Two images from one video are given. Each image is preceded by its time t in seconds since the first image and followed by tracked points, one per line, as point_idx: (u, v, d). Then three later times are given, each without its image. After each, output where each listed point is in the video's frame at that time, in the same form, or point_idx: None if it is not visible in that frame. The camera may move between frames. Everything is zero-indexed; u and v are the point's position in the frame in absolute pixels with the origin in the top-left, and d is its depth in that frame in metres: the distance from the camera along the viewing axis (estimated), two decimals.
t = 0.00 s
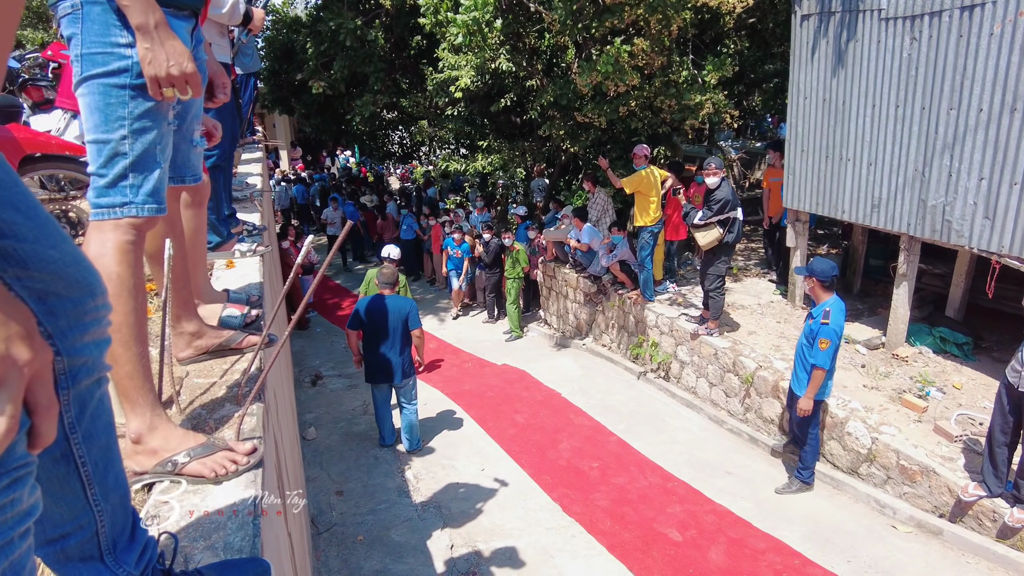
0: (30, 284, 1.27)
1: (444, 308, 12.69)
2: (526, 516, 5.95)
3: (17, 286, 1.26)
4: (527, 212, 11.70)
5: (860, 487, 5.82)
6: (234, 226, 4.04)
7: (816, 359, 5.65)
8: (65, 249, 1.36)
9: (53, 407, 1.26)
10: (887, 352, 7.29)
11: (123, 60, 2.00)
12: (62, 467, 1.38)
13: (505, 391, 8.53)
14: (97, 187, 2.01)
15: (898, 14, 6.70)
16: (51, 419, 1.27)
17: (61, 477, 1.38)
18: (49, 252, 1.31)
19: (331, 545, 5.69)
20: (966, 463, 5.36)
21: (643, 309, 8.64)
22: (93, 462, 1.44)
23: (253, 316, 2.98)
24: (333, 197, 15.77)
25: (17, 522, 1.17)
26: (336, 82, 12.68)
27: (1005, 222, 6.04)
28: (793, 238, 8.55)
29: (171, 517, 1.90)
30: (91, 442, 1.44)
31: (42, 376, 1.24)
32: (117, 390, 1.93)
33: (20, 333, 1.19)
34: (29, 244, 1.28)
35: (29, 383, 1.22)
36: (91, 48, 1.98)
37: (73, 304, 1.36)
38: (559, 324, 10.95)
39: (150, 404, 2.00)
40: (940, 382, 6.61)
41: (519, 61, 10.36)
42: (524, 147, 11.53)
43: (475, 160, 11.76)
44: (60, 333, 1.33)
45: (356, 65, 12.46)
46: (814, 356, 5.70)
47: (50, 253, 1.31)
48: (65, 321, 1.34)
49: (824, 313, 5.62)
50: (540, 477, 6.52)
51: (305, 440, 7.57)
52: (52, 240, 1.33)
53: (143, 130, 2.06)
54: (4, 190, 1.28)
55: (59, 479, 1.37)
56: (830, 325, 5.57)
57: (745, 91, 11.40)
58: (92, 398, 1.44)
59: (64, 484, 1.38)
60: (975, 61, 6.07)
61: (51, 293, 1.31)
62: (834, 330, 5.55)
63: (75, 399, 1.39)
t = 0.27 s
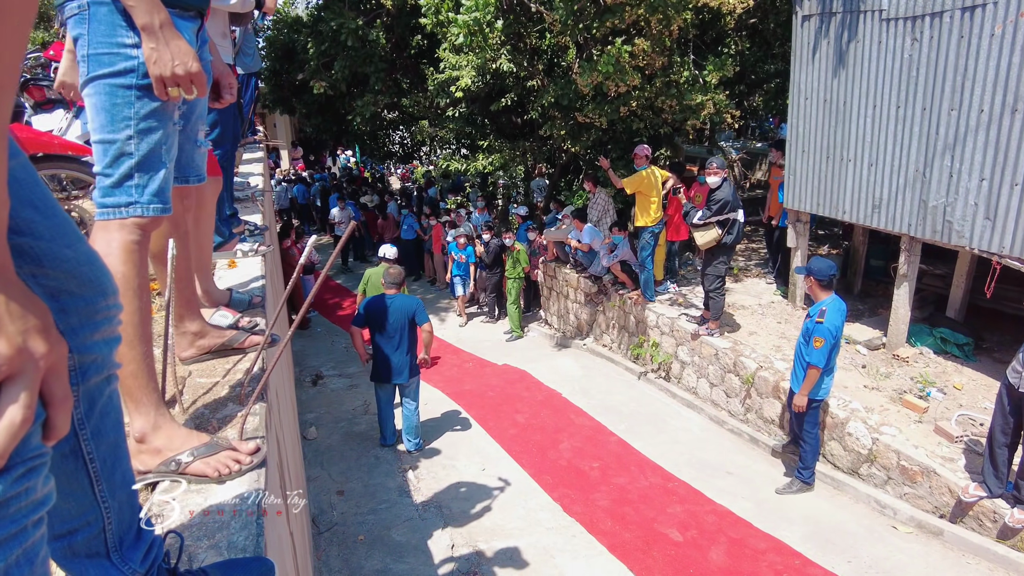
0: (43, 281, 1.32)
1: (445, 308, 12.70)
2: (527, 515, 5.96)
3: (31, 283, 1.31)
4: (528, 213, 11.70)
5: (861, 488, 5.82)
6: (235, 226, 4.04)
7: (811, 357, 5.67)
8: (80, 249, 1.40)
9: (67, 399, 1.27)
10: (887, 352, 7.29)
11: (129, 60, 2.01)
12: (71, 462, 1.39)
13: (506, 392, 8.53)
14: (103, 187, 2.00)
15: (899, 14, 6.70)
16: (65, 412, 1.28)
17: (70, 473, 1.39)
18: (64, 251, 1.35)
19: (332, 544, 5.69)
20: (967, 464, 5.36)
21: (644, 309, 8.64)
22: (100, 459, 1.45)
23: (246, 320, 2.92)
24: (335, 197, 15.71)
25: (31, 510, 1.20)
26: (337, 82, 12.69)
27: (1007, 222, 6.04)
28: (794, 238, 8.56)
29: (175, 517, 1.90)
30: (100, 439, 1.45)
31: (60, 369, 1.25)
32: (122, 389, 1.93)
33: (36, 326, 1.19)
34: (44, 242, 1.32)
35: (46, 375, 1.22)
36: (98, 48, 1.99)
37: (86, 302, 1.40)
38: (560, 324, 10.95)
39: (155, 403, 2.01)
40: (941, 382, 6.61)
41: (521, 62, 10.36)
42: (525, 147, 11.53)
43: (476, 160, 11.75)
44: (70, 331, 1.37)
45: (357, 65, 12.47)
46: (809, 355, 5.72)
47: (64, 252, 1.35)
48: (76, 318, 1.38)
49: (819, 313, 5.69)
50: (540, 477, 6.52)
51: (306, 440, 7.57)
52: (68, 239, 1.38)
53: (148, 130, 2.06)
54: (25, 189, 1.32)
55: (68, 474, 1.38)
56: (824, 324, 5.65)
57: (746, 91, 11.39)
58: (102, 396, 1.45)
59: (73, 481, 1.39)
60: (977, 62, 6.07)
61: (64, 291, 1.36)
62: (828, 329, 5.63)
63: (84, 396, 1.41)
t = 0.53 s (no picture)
0: (56, 281, 1.37)
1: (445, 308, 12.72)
2: (527, 516, 5.97)
3: (45, 282, 1.36)
4: (528, 213, 11.69)
5: (860, 489, 5.83)
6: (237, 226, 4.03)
7: (806, 357, 5.70)
8: (93, 251, 1.45)
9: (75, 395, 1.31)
10: (887, 353, 7.30)
11: (134, 64, 2.02)
12: (78, 461, 1.41)
13: (506, 392, 8.54)
14: (107, 190, 2.02)
15: (899, 16, 6.71)
16: (72, 406, 1.31)
17: (76, 472, 1.41)
18: (78, 252, 1.40)
19: (333, 545, 5.70)
20: (967, 465, 5.37)
21: (644, 310, 8.65)
22: (106, 458, 1.47)
23: (246, 321, 2.94)
24: (336, 197, 15.64)
25: (36, 500, 1.23)
26: (338, 82, 12.69)
27: (1006, 224, 6.05)
28: (794, 239, 8.56)
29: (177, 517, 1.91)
30: (106, 439, 1.47)
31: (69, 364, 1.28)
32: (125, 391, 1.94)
33: (48, 323, 1.23)
34: (58, 244, 1.37)
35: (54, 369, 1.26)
36: (102, 52, 2.00)
37: (96, 304, 1.44)
38: (560, 325, 10.96)
39: (157, 404, 2.03)
40: (941, 383, 6.62)
41: (521, 62, 10.36)
42: (525, 148, 11.53)
43: (476, 161, 11.75)
44: (80, 330, 1.41)
45: (358, 65, 12.47)
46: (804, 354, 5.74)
47: (78, 254, 1.40)
48: (86, 318, 1.42)
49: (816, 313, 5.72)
50: (540, 478, 6.53)
51: (307, 440, 7.58)
52: (81, 241, 1.42)
53: (153, 133, 2.07)
54: (43, 192, 1.37)
55: (74, 473, 1.40)
56: (820, 324, 5.66)
57: (746, 92, 11.39)
58: (109, 395, 1.48)
59: (79, 479, 1.41)
60: (977, 64, 6.08)
61: (75, 291, 1.41)
62: (824, 329, 5.64)
63: (91, 395, 1.43)
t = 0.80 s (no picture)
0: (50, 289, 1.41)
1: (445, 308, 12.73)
2: (527, 516, 5.98)
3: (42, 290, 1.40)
4: (528, 214, 11.70)
5: (859, 489, 5.85)
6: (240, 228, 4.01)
7: (804, 358, 5.71)
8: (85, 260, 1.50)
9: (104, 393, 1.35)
10: (887, 354, 7.31)
11: (140, 69, 2.03)
12: (71, 461, 1.44)
13: (506, 393, 8.56)
14: (113, 194, 2.04)
15: (899, 17, 6.73)
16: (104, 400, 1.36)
17: (70, 471, 1.44)
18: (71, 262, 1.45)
19: (333, 545, 5.72)
20: (965, 465, 5.39)
21: (644, 310, 8.66)
22: (100, 458, 1.51)
23: (248, 323, 2.96)
24: (336, 197, 15.60)
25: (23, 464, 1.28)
26: (339, 83, 12.70)
27: (1006, 224, 6.06)
28: (794, 240, 8.58)
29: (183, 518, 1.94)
30: (99, 439, 1.51)
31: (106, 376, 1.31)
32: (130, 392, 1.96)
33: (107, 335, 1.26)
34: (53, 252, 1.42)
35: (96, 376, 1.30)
36: (109, 57, 2.02)
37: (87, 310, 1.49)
38: (560, 325, 10.98)
39: (162, 406, 2.03)
40: (940, 384, 6.64)
41: (521, 63, 10.37)
42: (526, 149, 11.54)
43: (476, 161, 11.76)
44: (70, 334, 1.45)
45: (358, 66, 12.47)
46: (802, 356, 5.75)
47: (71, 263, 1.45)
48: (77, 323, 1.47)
49: (814, 314, 5.73)
50: (541, 478, 6.55)
51: (308, 440, 7.60)
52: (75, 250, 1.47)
53: (158, 138, 2.09)
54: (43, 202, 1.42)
55: (67, 472, 1.44)
56: (818, 325, 5.67)
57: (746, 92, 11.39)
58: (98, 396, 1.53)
59: (75, 479, 1.45)
60: (976, 65, 6.10)
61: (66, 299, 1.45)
62: (821, 330, 5.66)
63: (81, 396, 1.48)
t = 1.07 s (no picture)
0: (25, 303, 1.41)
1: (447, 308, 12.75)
2: (528, 516, 6.00)
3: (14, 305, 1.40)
4: (529, 214, 11.71)
5: (860, 489, 5.87)
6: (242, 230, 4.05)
7: (794, 360, 5.75)
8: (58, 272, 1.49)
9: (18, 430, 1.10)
10: (888, 354, 7.32)
11: (146, 72, 2.04)
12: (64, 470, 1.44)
13: (508, 393, 8.57)
14: (120, 195, 2.05)
15: (899, 18, 6.74)
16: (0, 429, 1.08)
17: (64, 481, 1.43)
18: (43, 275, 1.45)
19: (335, 544, 5.73)
20: (966, 465, 5.40)
21: (645, 310, 8.67)
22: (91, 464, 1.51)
23: (252, 324, 2.92)
24: (336, 197, 15.65)
25: None
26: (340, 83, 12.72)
27: (1006, 224, 6.07)
28: (795, 240, 8.59)
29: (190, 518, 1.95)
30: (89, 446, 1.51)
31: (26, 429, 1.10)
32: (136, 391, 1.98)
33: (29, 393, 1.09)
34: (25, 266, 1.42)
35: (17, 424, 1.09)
36: (116, 60, 2.03)
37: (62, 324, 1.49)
38: (561, 326, 11.00)
39: (168, 406, 2.05)
40: (940, 384, 6.65)
41: (522, 64, 10.39)
42: (526, 149, 11.56)
43: (478, 162, 11.78)
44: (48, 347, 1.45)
45: (359, 66, 12.50)
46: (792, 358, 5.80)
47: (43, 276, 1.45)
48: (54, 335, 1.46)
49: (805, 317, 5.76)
50: (542, 478, 6.56)
51: (309, 440, 7.62)
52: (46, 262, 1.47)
53: (164, 140, 2.11)
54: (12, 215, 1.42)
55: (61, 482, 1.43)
56: (808, 328, 5.71)
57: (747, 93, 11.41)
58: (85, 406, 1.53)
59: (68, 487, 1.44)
60: (976, 66, 6.11)
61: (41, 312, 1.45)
62: (812, 333, 5.69)
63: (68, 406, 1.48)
